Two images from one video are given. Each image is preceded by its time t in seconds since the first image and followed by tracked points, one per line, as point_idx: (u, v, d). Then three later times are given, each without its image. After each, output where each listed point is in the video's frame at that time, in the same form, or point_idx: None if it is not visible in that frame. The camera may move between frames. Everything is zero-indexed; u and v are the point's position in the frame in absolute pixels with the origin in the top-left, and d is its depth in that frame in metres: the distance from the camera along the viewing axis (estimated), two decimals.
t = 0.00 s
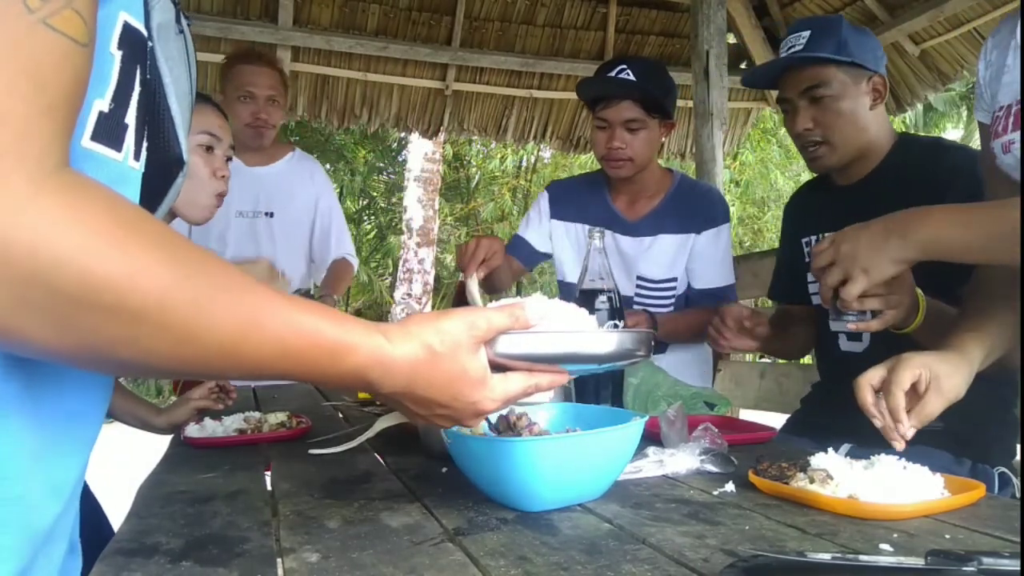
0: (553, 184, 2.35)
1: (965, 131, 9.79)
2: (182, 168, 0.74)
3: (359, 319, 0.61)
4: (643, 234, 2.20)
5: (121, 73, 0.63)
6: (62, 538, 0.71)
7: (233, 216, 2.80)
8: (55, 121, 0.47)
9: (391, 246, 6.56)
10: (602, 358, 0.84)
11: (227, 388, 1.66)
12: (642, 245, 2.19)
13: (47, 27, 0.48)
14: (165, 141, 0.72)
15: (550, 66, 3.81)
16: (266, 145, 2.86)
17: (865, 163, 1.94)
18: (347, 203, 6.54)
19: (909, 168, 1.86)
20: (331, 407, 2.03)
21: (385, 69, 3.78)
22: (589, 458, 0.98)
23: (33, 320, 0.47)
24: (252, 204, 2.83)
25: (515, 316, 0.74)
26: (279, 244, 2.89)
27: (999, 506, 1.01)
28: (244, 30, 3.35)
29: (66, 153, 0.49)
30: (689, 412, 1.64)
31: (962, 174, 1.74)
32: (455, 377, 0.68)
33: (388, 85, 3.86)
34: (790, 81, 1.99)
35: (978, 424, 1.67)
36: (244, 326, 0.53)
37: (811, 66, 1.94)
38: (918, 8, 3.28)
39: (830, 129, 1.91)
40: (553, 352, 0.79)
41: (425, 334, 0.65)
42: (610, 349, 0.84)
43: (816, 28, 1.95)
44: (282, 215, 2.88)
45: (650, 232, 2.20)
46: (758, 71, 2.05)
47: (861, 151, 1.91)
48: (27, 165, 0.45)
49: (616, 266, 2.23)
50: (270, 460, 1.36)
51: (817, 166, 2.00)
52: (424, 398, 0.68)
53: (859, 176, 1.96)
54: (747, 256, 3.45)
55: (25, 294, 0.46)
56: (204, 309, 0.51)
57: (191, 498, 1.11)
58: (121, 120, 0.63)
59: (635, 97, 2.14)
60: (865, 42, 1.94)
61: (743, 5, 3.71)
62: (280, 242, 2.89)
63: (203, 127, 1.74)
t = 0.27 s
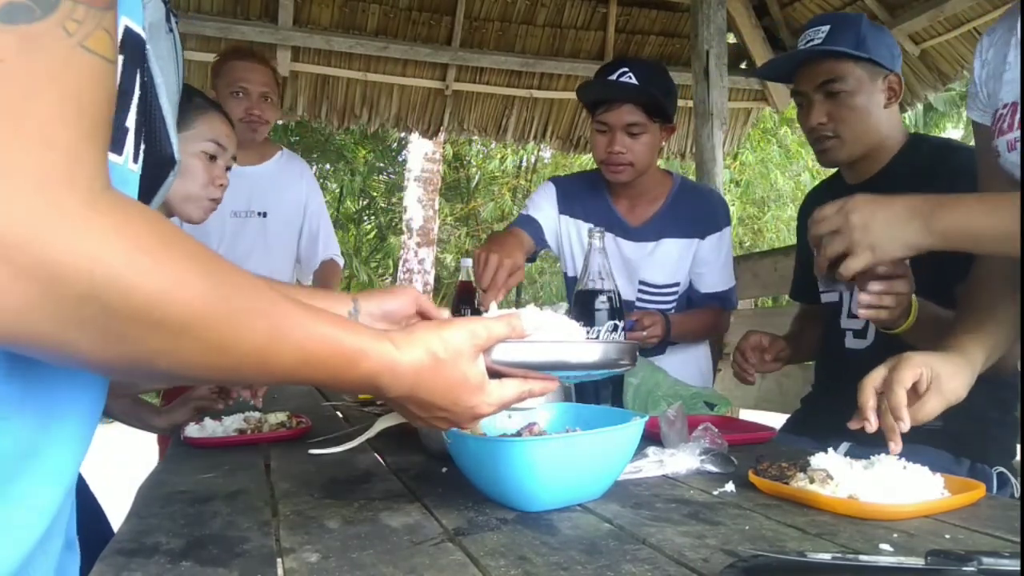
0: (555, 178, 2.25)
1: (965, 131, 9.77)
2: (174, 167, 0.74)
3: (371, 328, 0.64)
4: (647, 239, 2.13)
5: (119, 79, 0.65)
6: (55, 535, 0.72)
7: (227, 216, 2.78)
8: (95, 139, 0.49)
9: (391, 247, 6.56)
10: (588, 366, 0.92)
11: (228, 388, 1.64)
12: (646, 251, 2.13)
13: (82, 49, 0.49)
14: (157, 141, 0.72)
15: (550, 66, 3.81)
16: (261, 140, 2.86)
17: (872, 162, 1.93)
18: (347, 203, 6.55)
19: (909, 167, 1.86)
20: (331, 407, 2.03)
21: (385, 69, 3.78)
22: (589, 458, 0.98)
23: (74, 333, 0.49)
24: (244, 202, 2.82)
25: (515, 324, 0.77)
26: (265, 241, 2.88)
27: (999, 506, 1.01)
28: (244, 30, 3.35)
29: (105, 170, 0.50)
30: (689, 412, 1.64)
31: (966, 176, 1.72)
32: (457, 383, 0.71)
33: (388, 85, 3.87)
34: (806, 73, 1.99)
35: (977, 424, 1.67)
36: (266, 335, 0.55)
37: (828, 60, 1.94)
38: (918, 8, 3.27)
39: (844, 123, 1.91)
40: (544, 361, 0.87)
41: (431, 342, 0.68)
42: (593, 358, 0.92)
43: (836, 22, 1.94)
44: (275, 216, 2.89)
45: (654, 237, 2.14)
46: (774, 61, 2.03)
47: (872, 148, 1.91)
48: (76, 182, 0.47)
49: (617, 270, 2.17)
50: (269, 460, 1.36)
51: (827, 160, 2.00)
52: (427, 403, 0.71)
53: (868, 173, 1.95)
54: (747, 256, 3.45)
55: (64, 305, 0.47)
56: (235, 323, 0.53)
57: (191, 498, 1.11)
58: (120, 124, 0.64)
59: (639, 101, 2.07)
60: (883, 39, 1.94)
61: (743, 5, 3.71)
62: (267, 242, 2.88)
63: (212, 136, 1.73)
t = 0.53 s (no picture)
0: (558, 178, 2.22)
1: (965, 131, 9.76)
2: (164, 163, 0.78)
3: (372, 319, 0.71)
4: (650, 242, 2.13)
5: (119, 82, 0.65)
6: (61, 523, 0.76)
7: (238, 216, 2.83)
8: (128, 149, 0.54)
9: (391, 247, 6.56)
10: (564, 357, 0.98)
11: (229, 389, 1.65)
12: (649, 253, 2.13)
13: (113, 67, 0.55)
14: (152, 139, 0.75)
15: (550, 66, 3.82)
16: (276, 152, 2.91)
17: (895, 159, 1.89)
18: (347, 203, 6.54)
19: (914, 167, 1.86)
20: (331, 407, 2.03)
21: (385, 69, 3.78)
22: (590, 458, 0.98)
23: (125, 336, 0.55)
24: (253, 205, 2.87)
25: (500, 316, 0.85)
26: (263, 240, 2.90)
27: (999, 506, 1.01)
28: (244, 30, 3.34)
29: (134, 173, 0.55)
30: (689, 412, 1.64)
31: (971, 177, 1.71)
32: (447, 368, 0.79)
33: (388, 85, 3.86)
34: (834, 65, 1.89)
35: (977, 424, 1.67)
36: (285, 328, 0.62)
37: (859, 54, 1.84)
38: (917, 8, 3.27)
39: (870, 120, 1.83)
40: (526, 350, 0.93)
41: (424, 330, 0.76)
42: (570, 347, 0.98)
43: (867, 14, 1.86)
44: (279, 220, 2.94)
45: (657, 239, 2.14)
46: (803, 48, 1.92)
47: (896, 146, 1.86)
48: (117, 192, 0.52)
49: (620, 271, 2.16)
50: (269, 460, 1.36)
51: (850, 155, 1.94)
52: (419, 385, 0.79)
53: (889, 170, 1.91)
54: (747, 256, 3.45)
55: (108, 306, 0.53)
56: (261, 320, 0.60)
57: (191, 498, 1.11)
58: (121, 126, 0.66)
59: (640, 105, 2.06)
60: (913, 35, 1.86)
61: (743, 5, 3.69)
62: (265, 243, 2.92)
63: (224, 154, 1.73)
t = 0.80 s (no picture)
0: (556, 179, 2.22)
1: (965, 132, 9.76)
2: (163, 165, 0.78)
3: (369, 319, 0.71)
4: (651, 242, 2.13)
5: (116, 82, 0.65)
6: (62, 509, 0.76)
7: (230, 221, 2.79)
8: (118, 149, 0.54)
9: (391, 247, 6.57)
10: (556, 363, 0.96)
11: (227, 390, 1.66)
12: (650, 253, 2.13)
13: (105, 68, 0.55)
14: (148, 140, 0.75)
15: (550, 66, 3.82)
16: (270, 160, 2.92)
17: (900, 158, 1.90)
18: (347, 203, 6.54)
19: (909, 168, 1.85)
20: (331, 407, 2.03)
21: (385, 69, 3.78)
22: (589, 458, 0.98)
23: (118, 326, 0.55)
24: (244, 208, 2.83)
25: (497, 321, 0.84)
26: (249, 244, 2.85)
27: (999, 506, 1.01)
28: (244, 30, 3.35)
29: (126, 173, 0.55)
30: (689, 411, 1.64)
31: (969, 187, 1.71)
32: (441, 370, 0.79)
33: (388, 85, 3.86)
34: (848, 64, 1.91)
35: (977, 424, 1.67)
36: (281, 326, 0.62)
37: (874, 56, 1.85)
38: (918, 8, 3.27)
39: (879, 122, 1.84)
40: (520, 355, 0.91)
41: (420, 333, 0.76)
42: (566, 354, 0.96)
43: (891, 15, 1.85)
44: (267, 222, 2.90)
45: (658, 239, 2.14)
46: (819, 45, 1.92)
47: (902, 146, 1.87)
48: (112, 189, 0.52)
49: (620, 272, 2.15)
50: (269, 460, 1.36)
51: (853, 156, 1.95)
52: (414, 386, 0.79)
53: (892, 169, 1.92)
54: (747, 256, 3.45)
55: (105, 300, 0.53)
56: (255, 316, 0.60)
57: (192, 498, 1.11)
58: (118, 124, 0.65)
59: (643, 105, 2.04)
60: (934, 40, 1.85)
61: (743, 5, 3.70)
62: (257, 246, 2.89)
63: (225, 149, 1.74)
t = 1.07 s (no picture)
0: (558, 179, 2.23)
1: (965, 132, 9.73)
2: (157, 159, 0.81)
3: (356, 304, 0.71)
4: (650, 243, 2.13)
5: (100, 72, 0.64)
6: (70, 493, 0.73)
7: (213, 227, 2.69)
8: (88, 134, 0.53)
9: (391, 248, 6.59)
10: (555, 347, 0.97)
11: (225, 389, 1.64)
12: (650, 253, 2.13)
13: (76, 54, 0.54)
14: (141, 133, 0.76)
15: (550, 66, 3.82)
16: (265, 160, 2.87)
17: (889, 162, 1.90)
18: (347, 203, 6.54)
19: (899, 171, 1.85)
20: (331, 407, 2.04)
21: (385, 69, 3.78)
22: (589, 458, 0.98)
23: (94, 306, 0.55)
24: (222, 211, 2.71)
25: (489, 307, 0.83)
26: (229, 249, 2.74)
27: (999, 506, 1.01)
28: (244, 30, 3.34)
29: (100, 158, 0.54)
30: (689, 411, 1.64)
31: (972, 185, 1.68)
32: (431, 356, 0.78)
33: (388, 86, 3.86)
34: (838, 65, 1.89)
35: (977, 424, 1.67)
36: (263, 310, 0.62)
37: (868, 57, 1.84)
38: (918, 9, 3.26)
39: (871, 124, 1.84)
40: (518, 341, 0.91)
41: (411, 319, 0.75)
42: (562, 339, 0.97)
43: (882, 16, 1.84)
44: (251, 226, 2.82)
45: (657, 240, 2.14)
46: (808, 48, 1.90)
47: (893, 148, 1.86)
48: (82, 174, 0.52)
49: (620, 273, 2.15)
50: (269, 460, 1.36)
51: (841, 159, 1.94)
52: (406, 372, 0.79)
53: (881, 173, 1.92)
54: (747, 256, 3.45)
55: (82, 283, 0.53)
56: (233, 298, 0.60)
57: (191, 498, 1.11)
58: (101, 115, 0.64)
59: (644, 105, 2.03)
60: (925, 42, 1.85)
61: (743, 5, 3.70)
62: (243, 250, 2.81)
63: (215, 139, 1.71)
